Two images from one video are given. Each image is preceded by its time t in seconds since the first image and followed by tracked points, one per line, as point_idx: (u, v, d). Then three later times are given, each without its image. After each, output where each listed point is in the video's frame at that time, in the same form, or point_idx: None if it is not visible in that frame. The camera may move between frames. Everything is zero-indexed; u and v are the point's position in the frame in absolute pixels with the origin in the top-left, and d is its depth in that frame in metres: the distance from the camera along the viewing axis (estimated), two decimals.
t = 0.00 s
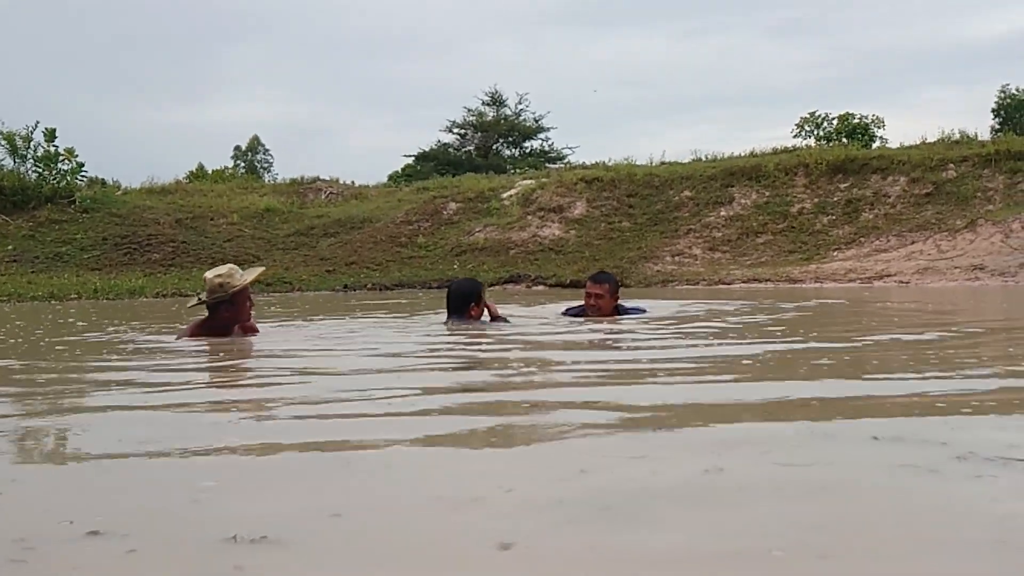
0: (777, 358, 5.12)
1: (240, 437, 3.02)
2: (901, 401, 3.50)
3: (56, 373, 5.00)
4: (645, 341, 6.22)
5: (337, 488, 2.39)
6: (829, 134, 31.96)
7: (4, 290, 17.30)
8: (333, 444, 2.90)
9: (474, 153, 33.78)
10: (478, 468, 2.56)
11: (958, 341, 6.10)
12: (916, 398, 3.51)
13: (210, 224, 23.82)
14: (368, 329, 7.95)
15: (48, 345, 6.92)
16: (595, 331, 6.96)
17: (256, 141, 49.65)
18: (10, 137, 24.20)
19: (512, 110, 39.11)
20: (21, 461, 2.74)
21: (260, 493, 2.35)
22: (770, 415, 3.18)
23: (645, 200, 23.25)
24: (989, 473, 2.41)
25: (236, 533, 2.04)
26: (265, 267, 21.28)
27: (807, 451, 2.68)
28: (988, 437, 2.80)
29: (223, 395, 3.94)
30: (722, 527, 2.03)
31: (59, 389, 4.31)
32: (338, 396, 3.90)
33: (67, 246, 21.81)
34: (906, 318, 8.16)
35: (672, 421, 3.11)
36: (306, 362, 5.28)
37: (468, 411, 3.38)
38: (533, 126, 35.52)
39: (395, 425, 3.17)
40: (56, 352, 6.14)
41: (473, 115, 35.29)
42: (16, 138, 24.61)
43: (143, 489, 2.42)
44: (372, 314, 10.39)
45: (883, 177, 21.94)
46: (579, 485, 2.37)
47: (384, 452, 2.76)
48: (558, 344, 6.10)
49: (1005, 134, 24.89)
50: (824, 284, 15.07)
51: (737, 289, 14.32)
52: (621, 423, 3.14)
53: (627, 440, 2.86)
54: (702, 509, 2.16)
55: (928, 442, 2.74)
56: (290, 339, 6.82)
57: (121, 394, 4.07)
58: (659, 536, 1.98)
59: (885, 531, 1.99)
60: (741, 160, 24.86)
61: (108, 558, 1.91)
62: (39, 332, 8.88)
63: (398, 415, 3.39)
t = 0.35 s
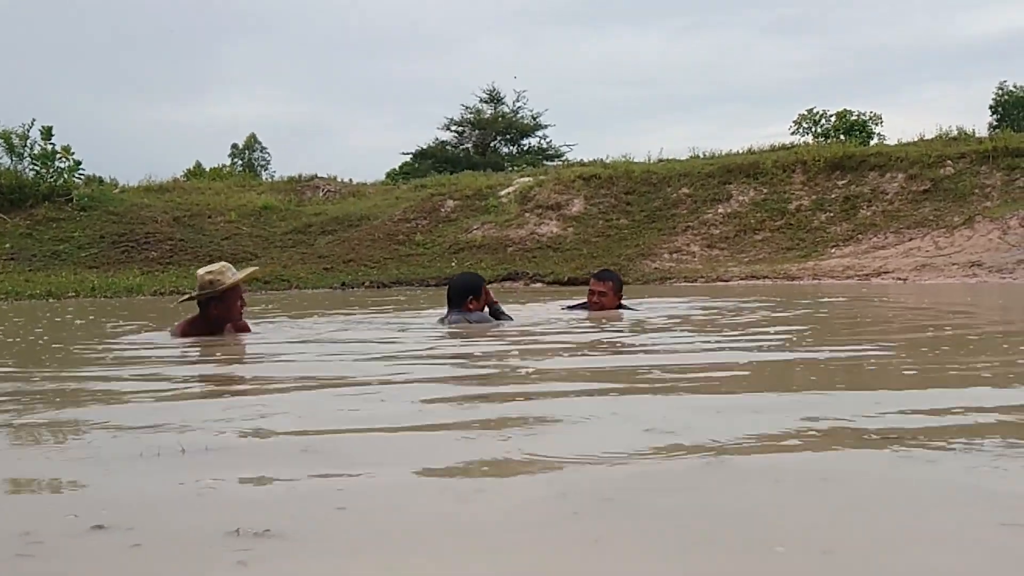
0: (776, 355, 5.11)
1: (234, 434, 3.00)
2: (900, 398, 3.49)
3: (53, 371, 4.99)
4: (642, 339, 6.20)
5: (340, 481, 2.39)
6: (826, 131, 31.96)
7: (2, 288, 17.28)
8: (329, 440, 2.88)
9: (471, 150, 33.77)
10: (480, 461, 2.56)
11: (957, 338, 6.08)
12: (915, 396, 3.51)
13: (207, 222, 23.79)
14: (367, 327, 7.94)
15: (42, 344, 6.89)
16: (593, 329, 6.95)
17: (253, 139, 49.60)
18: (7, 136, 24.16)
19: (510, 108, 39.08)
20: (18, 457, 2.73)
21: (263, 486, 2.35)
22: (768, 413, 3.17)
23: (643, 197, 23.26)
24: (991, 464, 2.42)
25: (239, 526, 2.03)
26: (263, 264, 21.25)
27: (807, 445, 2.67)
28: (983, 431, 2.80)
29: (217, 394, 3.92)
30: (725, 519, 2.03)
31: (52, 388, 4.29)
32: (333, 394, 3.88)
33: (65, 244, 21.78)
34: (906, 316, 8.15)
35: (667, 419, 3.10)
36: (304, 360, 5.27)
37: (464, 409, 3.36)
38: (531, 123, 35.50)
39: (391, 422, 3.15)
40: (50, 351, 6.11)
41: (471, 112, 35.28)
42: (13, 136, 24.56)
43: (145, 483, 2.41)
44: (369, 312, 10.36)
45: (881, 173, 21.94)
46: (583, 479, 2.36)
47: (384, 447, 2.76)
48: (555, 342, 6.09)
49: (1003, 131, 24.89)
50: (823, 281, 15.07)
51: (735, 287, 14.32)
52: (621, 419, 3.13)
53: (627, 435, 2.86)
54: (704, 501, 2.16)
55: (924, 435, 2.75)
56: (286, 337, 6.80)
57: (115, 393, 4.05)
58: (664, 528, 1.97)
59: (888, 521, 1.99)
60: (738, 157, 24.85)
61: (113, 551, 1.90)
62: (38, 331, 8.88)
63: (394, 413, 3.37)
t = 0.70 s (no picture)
0: (773, 354, 5.08)
1: (226, 433, 2.98)
2: (898, 396, 3.47)
3: (48, 370, 4.97)
4: (638, 337, 6.18)
5: (340, 479, 2.37)
6: (824, 129, 31.95)
7: None
8: (323, 439, 2.86)
9: (469, 149, 33.76)
10: (478, 459, 2.55)
11: (955, 336, 6.06)
12: (912, 394, 3.49)
13: (205, 221, 23.77)
14: (364, 325, 7.92)
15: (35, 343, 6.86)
16: (589, 328, 6.92)
17: (250, 137, 49.55)
18: (4, 135, 24.13)
19: (508, 106, 39.05)
20: (13, 458, 2.71)
21: (265, 485, 2.33)
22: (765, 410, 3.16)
23: (641, 195, 23.25)
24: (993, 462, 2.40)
25: (242, 525, 2.02)
26: (261, 263, 21.23)
27: (807, 443, 2.66)
28: (978, 428, 2.79)
29: (209, 393, 3.89)
30: (727, 516, 2.02)
31: (43, 387, 4.26)
32: (327, 393, 3.85)
33: (63, 243, 21.77)
34: (903, 313, 8.13)
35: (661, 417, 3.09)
36: (300, 359, 5.24)
37: (458, 407, 3.34)
38: (529, 121, 35.49)
39: (383, 421, 3.13)
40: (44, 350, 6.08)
41: (469, 111, 35.25)
42: (11, 135, 24.54)
43: (148, 482, 2.40)
44: (365, 310, 10.34)
45: (879, 172, 21.93)
46: (583, 477, 2.35)
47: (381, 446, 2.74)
48: (551, 341, 6.06)
49: (1000, 129, 24.87)
50: (820, 279, 15.07)
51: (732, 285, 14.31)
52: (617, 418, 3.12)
53: (625, 433, 2.85)
54: (705, 499, 2.14)
55: (920, 433, 2.73)
56: (282, 336, 6.78)
57: (106, 392, 4.02)
58: (668, 526, 1.96)
59: (890, 519, 1.97)
60: (736, 156, 24.84)
61: (116, 551, 1.89)
62: (35, 329, 8.85)
63: (387, 411, 3.34)
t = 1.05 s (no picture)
0: (773, 353, 5.05)
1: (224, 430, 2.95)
2: (897, 393, 3.45)
3: (44, 369, 4.93)
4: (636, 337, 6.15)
5: (344, 477, 2.35)
6: (824, 129, 31.92)
7: None
8: (321, 437, 2.83)
9: (469, 148, 33.73)
10: (484, 457, 2.52)
11: (956, 336, 6.02)
12: (913, 391, 3.46)
13: (204, 220, 23.75)
14: (362, 325, 7.89)
15: (31, 343, 6.83)
16: (587, 328, 6.88)
17: (250, 137, 49.46)
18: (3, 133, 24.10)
19: (507, 105, 39.00)
20: (14, 455, 2.69)
21: (269, 483, 2.31)
22: (765, 409, 3.14)
23: (641, 195, 23.22)
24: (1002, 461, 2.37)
25: (245, 523, 2.00)
26: (260, 262, 21.21)
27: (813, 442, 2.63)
28: (979, 428, 2.77)
29: (207, 392, 3.87)
30: (734, 515, 1.99)
31: (36, 387, 4.22)
32: (323, 392, 3.82)
33: (61, 243, 21.74)
34: (903, 312, 8.10)
35: (660, 415, 3.06)
36: (297, 359, 5.22)
37: (455, 405, 3.31)
38: (529, 121, 35.47)
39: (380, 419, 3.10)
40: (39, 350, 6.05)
41: (468, 111, 35.22)
42: (10, 134, 24.53)
43: (150, 478, 2.38)
44: (363, 310, 10.30)
45: (879, 171, 21.91)
46: (589, 474, 2.33)
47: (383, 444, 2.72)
48: (549, 340, 6.03)
49: (1001, 128, 24.82)
50: (820, 279, 15.04)
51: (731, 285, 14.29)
52: (616, 415, 3.10)
53: (625, 430, 2.83)
54: (710, 497, 2.12)
55: (926, 432, 2.70)
56: (279, 336, 6.75)
57: (100, 392, 3.99)
58: (674, 523, 1.94)
59: (900, 519, 1.94)
60: (736, 155, 24.83)
61: (122, 547, 1.87)
62: (33, 329, 8.82)
63: (384, 409, 3.32)
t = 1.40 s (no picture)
0: (768, 352, 5.04)
1: (218, 432, 2.94)
2: (897, 392, 3.43)
3: (40, 370, 4.91)
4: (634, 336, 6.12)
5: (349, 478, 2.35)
6: (823, 127, 31.91)
7: None
8: (317, 438, 2.82)
9: (468, 147, 33.74)
10: (483, 458, 2.51)
11: (952, 334, 6.03)
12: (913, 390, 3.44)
13: (203, 220, 23.75)
14: (361, 325, 7.87)
15: (29, 343, 6.81)
16: (583, 327, 6.88)
17: (248, 136, 49.46)
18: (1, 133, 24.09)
19: (506, 104, 38.97)
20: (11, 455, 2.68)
21: (271, 485, 2.30)
22: (764, 409, 3.12)
23: (640, 194, 23.22)
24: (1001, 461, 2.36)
25: (250, 525, 1.99)
26: (259, 262, 21.20)
27: (811, 441, 2.63)
28: (979, 426, 2.75)
29: (203, 392, 3.84)
30: (744, 513, 1.99)
31: (31, 387, 4.22)
32: (317, 392, 3.82)
33: (60, 242, 21.71)
34: (903, 311, 8.07)
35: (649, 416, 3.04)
36: (295, 359, 5.19)
37: (448, 406, 3.30)
38: (528, 120, 35.47)
39: (368, 419, 3.10)
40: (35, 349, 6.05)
41: (466, 110, 35.20)
42: (9, 134, 24.53)
43: (154, 480, 2.37)
44: (361, 310, 10.29)
45: (878, 169, 21.90)
46: (593, 474, 2.32)
47: (381, 445, 2.70)
48: (547, 339, 6.00)
49: (999, 126, 24.82)
50: (819, 277, 15.04)
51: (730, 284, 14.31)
52: (615, 416, 3.07)
53: (623, 430, 2.82)
54: (717, 497, 2.11)
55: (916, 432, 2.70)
56: (277, 336, 6.72)
57: (94, 391, 3.98)
58: (681, 524, 1.93)
59: (904, 517, 1.94)
60: (735, 154, 24.82)
61: (128, 550, 1.86)
62: (31, 329, 8.80)
63: (376, 410, 3.30)
